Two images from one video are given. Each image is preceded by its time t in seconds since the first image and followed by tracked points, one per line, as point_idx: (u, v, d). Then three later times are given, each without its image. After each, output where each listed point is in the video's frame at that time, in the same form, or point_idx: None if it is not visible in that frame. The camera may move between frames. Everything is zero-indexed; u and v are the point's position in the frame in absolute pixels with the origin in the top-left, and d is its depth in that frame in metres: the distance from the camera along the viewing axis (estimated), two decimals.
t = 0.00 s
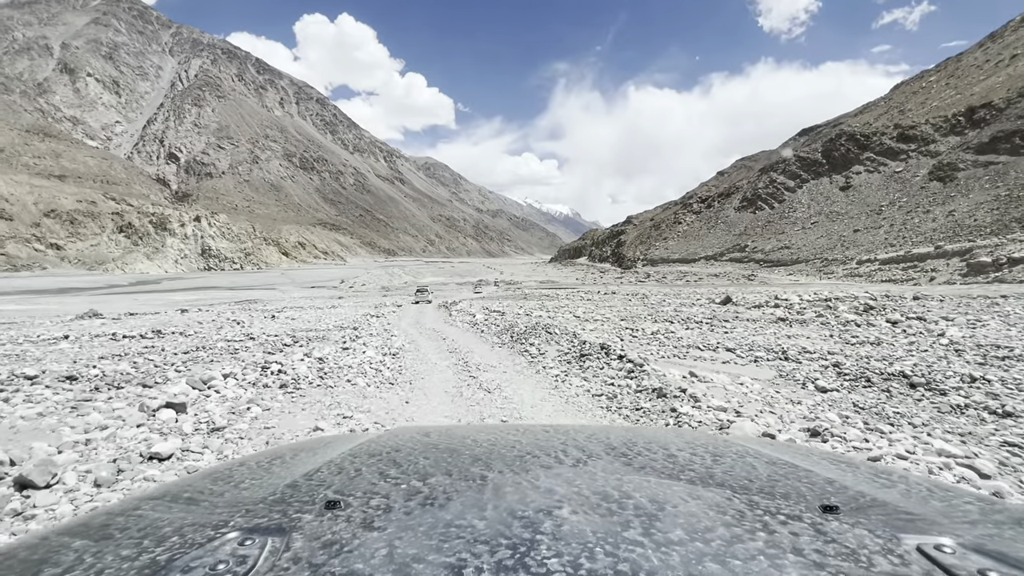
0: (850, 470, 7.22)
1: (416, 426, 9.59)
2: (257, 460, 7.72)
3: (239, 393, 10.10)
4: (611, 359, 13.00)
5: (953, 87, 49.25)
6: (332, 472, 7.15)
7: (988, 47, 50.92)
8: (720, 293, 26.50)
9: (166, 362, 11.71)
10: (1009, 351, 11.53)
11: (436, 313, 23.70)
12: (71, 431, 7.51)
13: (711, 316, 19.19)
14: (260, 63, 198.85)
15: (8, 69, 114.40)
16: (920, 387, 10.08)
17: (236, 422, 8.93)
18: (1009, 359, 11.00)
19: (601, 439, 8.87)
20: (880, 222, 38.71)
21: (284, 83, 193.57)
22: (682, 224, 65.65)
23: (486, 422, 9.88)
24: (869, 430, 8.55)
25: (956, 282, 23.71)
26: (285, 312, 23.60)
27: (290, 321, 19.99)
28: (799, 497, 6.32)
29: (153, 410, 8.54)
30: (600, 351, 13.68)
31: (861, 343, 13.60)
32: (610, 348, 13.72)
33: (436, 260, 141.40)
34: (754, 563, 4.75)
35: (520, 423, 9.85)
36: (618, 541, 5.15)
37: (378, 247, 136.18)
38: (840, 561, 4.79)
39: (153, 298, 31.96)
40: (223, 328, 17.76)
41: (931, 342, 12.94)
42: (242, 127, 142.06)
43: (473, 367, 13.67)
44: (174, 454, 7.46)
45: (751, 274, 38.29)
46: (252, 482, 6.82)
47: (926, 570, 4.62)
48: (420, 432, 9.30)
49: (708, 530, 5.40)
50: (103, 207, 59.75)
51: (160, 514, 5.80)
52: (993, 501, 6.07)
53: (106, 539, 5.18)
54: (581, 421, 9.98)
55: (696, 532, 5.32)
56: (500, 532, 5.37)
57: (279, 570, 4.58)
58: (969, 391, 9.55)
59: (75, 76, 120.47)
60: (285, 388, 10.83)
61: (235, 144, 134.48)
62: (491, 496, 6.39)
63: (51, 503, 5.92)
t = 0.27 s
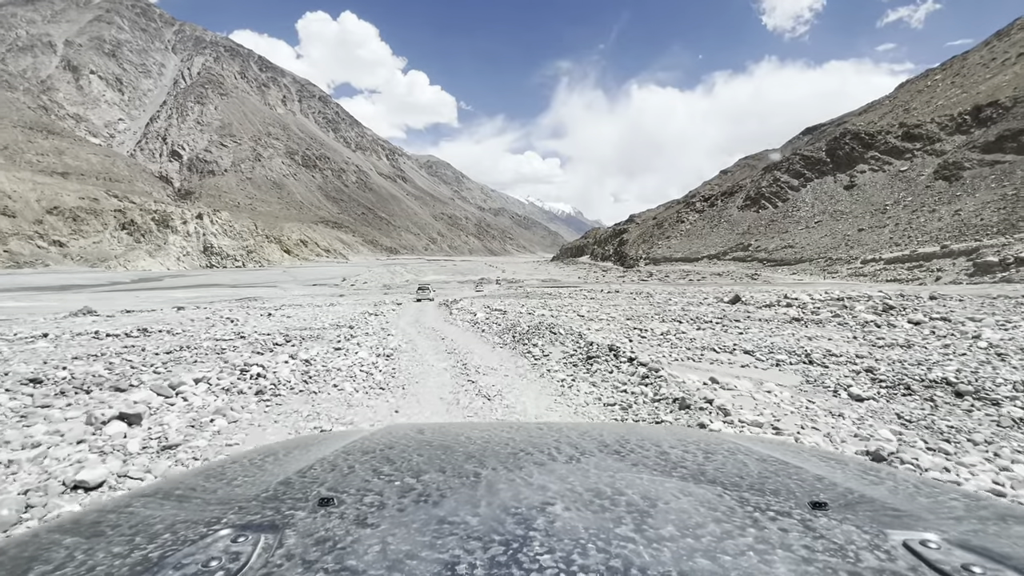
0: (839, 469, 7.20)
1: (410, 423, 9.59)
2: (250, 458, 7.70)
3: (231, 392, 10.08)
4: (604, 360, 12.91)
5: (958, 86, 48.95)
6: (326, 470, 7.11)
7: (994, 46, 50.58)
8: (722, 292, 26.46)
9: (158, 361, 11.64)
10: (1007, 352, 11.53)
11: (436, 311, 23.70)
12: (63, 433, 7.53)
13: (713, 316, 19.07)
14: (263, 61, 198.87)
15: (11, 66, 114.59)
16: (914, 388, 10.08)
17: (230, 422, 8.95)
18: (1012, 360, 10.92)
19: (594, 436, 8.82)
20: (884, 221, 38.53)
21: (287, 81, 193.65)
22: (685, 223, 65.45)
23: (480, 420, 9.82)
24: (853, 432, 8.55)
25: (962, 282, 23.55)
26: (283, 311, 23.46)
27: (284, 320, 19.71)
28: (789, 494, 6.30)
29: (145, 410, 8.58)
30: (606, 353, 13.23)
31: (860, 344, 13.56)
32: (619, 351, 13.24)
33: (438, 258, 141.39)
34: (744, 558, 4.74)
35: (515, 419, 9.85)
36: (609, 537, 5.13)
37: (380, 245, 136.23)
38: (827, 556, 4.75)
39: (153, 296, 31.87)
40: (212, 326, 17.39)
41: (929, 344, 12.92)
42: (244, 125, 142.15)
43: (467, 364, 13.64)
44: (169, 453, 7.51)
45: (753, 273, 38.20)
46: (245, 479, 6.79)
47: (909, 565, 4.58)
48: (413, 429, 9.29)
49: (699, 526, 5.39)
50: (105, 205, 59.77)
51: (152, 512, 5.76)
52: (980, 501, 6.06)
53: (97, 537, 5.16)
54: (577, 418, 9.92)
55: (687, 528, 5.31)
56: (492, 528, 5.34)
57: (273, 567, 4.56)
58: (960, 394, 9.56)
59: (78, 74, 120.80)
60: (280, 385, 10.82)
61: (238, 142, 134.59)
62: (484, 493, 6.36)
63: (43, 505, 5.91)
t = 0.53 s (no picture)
0: (831, 472, 7.25)
1: (406, 415, 9.59)
2: (245, 445, 7.70)
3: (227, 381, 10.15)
4: (598, 360, 12.82)
5: (963, 85, 48.69)
6: (320, 458, 7.09)
7: (1000, 44, 50.28)
8: (725, 292, 26.40)
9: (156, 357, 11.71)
10: (1008, 359, 11.49)
11: (437, 310, 23.75)
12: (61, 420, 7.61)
13: (715, 315, 18.97)
14: (267, 59, 199.15)
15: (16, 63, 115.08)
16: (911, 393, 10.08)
17: (228, 411, 9.06)
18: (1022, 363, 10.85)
19: (589, 433, 8.78)
20: (889, 221, 38.36)
21: (290, 79, 193.93)
22: (688, 222, 65.23)
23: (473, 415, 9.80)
24: (846, 435, 8.56)
25: (968, 283, 23.41)
26: (281, 309, 23.40)
27: (279, 318, 19.35)
28: (779, 495, 6.32)
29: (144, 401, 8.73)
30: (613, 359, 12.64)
31: (860, 346, 13.55)
32: (628, 356, 12.63)
33: (440, 257, 141.46)
34: (732, 558, 4.76)
35: (511, 415, 9.85)
36: (599, 532, 5.14)
37: (382, 244, 136.33)
38: (816, 558, 4.81)
39: (154, 294, 31.85)
40: (202, 325, 16.86)
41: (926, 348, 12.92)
42: (247, 123, 142.41)
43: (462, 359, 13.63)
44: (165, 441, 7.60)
45: (756, 273, 38.10)
46: (239, 464, 6.79)
47: (897, 569, 4.66)
48: (409, 420, 9.28)
49: (689, 525, 5.41)
50: (109, 202, 60.10)
51: (146, 494, 5.78)
52: (970, 508, 6.14)
53: (90, 518, 5.17)
54: (575, 416, 9.89)
55: (677, 526, 5.33)
56: (483, 519, 5.33)
57: (263, 552, 4.55)
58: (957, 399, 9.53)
59: (82, 72, 121.19)
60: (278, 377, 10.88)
61: (241, 140, 134.84)
62: (477, 485, 6.33)
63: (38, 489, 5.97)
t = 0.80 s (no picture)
0: (836, 456, 7.28)
1: (411, 417, 9.53)
2: (251, 453, 7.67)
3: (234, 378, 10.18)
4: (601, 357, 12.98)
5: (971, 83, 48.36)
6: (327, 464, 7.07)
7: (1008, 43, 49.91)
8: (730, 291, 26.34)
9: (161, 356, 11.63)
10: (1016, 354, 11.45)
11: (441, 309, 23.81)
12: (69, 428, 7.57)
13: (721, 315, 18.86)
14: (271, 57, 199.64)
15: (23, 62, 115.64)
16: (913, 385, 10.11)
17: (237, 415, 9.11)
18: None
19: (594, 428, 8.73)
20: (896, 221, 38.12)
21: (294, 78, 194.37)
22: (692, 221, 65.00)
23: (476, 413, 9.77)
24: (849, 425, 8.65)
25: (977, 283, 23.23)
26: (280, 307, 23.32)
27: (276, 317, 18.99)
28: (787, 481, 6.32)
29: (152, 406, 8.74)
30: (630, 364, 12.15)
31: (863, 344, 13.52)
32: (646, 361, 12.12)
33: (443, 256, 141.66)
34: (744, 545, 4.72)
35: (514, 412, 9.87)
36: (610, 527, 5.09)
37: (385, 242, 136.61)
38: (825, 541, 4.79)
39: (157, 291, 31.90)
40: (196, 325, 16.45)
41: (929, 343, 12.90)
42: (252, 121, 142.79)
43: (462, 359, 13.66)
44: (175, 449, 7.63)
45: (762, 272, 37.93)
46: (247, 474, 6.76)
47: (907, 548, 4.68)
48: (414, 422, 9.23)
49: (698, 514, 5.36)
50: (114, 200, 60.56)
51: (155, 509, 5.74)
52: (977, 486, 6.21)
53: (101, 535, 5.14)
54: (571, 409, 10.01)
55: (687, 516, 5.28)
56: (493, 520, 5.30)
57: (276, 561, 4.53)
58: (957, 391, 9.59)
59: (88, 70, 121.75)
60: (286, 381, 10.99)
61: (245, 138, 135.21)
62: (486, 485, 6.30)
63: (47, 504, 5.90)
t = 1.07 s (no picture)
0: (831, 462, 7.22)
1: (407, 414, 9.49)
2: (248, 446, 7.64)
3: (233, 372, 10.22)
4: (608, 352, 12.76)
5: (980, 81, 47.90)
6: (323, 458, 7.06)
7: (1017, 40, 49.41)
8: (734, 290, 26.23)
9: (161, 353, 11.64)
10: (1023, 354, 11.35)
11: (444, 308, 23.84)
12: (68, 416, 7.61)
13: (725, 314, 18.68)
14: (275, 56, 200.21)
15: (29, 60, 116.30)
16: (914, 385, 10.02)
17: (234, 406, 9.11)
18: None
19: (591, 428, 8.68)
20: (903, 219, 37.84)
21: (298, 76, 194.81)
22: (696, 220, 64.74)
23: (473, 412, 9.72)
24: (848, 421, 8.60)
25: (986, 283, 22.99)
26: (284, 304, 23.43)
27: (270, 317, 18.71)
28: (781, 485, 6.28)
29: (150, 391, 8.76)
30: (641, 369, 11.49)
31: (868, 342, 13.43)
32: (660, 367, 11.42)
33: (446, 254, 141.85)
34: (735, 549, 4.71)
35: (511, 411, 9.81)
36: (603, 526, 5.07)
37: (388, 240, 136.82)
38: (817, 547, 4.79)
39: (161, 289, 32.05)
40: (184, 324, 16.16)
41: (935, 343, 12.76)
42: (256, 120, 143.22)
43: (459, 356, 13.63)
44: (171, 438, 7.64)
45: (766, 271, 37.81)
46: (243, 466, 6.76)
47: (896, 556, 4.68)
48: (411, 419, 9.20)
49: (693, 516, 5.34)
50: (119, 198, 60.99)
51: (151, 498, 5.75)
52: (969, 494, 6.18)
53: (96, 522, 5.15)
54: (567, 408, 9.93)
55: (680, 518, 5.27)
56: (488, 516, 5.27)
57: (270, 553, 4.51)
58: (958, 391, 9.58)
59: (93, 68, 122.42)
60: (286, 373, 11.01)
61: (249, 136, 135.61)
62: (481, 482, 6.27)
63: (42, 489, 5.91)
